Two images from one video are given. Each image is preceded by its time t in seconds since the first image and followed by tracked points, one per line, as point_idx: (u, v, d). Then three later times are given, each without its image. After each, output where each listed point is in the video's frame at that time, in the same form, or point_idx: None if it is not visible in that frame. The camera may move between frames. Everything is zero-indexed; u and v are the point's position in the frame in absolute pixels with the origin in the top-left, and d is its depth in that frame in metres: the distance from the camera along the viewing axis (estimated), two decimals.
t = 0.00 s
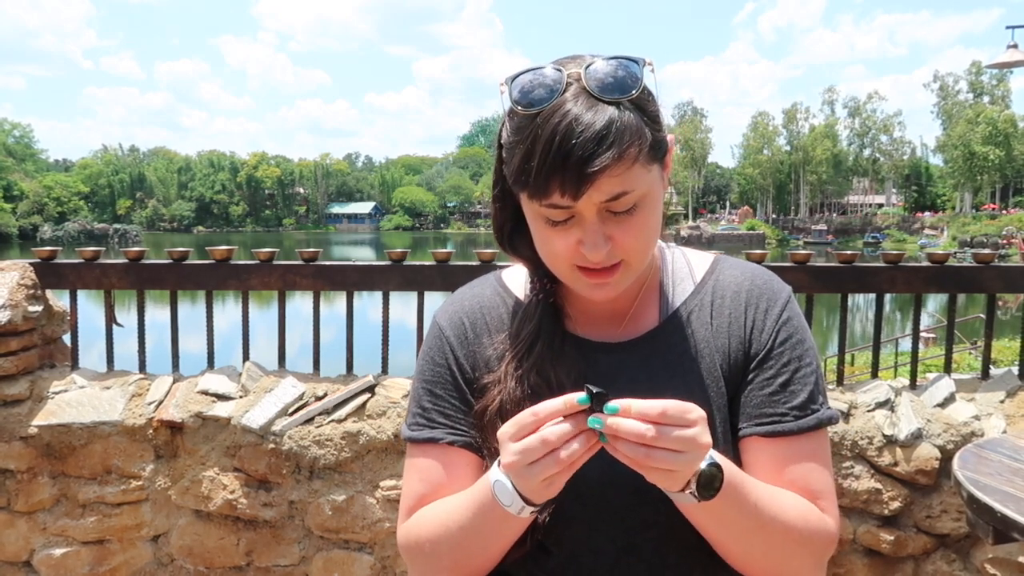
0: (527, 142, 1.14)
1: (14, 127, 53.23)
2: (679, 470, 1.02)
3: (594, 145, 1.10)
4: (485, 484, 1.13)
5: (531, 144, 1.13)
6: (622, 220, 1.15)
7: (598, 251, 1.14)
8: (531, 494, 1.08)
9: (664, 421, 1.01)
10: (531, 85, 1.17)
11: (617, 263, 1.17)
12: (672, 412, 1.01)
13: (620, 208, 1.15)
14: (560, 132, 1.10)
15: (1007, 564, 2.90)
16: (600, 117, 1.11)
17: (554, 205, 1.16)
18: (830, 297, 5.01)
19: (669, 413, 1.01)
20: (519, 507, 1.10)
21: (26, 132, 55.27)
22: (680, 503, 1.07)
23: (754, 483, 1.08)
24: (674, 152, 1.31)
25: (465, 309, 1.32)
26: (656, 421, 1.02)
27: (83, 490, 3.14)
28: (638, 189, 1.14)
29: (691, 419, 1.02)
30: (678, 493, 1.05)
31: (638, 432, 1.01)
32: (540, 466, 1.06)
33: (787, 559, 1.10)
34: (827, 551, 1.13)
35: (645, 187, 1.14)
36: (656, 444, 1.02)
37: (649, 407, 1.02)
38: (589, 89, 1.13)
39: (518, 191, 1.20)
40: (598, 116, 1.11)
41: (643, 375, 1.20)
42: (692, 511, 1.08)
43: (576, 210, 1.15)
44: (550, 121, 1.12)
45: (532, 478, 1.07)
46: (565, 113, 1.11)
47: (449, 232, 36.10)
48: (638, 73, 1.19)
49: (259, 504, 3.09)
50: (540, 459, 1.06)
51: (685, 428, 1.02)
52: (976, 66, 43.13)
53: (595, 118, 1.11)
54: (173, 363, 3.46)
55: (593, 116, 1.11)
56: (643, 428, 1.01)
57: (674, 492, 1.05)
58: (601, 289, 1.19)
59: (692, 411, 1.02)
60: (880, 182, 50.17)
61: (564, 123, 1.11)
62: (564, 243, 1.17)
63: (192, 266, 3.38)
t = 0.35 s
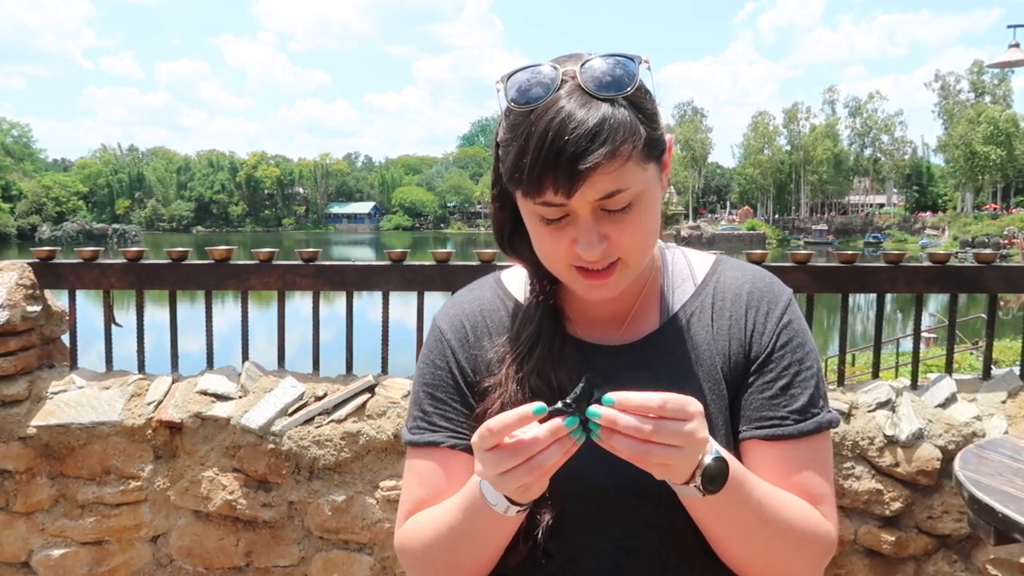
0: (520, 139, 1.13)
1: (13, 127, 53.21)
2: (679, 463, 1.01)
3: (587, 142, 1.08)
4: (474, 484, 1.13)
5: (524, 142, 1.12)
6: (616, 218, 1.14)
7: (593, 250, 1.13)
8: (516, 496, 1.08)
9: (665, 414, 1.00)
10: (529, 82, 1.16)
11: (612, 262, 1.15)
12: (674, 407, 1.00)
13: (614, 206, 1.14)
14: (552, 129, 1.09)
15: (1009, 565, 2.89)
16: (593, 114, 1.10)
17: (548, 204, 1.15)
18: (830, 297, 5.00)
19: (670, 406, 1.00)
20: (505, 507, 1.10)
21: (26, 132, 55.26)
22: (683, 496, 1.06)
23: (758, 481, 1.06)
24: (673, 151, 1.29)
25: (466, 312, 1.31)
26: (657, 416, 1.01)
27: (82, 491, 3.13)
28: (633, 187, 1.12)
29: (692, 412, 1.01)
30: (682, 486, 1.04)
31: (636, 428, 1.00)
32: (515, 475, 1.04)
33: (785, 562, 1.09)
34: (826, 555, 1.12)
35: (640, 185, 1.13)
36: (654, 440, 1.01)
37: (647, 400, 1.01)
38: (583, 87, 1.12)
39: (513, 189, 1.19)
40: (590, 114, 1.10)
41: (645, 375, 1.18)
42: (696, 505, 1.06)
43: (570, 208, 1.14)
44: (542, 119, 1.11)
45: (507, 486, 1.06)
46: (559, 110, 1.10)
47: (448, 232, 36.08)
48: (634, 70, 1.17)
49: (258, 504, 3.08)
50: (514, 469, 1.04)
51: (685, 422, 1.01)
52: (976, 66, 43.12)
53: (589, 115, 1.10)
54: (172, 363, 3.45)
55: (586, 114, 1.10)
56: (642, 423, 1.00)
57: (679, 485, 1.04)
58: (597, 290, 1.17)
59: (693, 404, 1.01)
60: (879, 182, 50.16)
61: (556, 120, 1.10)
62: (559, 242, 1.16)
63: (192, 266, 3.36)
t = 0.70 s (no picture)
0: (510, 142, 1.14)
1: (14, 127, 53.22)
2: (666, 478, 1.01)
3: (575, 144, 1.09)
4: (473, 483, 1.13)
5: (513, 145, 1.13)
6: (608, 219, 1.14)
7: (584, 252, 1.13)
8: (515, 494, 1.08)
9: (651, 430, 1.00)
10: (521, 85, 1.16)
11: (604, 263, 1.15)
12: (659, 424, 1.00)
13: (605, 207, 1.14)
14: (540, 131, 1.10)
15: (1008, 564, 2.89)
16: (582, 115, 1.10)
17: (538, 205, 1.15)
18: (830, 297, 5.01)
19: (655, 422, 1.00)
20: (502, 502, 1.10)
21: (26, 131, 55.27)
22: (680, 498, 1.06)
23: (755, 482, 1.06)
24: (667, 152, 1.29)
25: (463, 313, 1.32)
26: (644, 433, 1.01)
27: (82, 491, 3.13)
28: (622, 187, 1.12)
29: (680, 430, 1.01)
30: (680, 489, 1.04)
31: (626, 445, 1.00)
32: (506, 471, 1.05)
33: (784, 562, 1.10)
34: (823, 552, 1.12)
35: (630, 185, 1.13)
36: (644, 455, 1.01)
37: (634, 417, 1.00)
38: (573, 89, 1.12)
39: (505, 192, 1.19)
40: (579, 114, 1.10)
41: (643, 376, 1.19)
42: (691, 507, 1.07)
43: (561, 209, 1.14)
44: (530, 121, 1.11)
45: (501, 480, 1.06)
46: (547, 112, 1.10)
47: (449, 232, 36.09)
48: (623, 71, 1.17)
49: (258, 504, 3.08)
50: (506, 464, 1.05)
51: (674, 440, 1.00)
52: (976, 66, 43.13)
53: (577, 116, 1.10)
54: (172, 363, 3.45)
55: (574, 115, 1.10)
56: (630, 439, 1.00)
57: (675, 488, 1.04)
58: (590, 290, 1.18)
59: (680, 421, 1.01)
60: (879, 181, 50.18)
61: (545, 121, 1.10)
62: (550, 244, 1.17)
63: (192, 266, 3.37)
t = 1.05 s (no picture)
0: (506, 142, 1.15)
1: (13, 127, 53.24)
2: (668, 478, 1.01)
3: (568, 139, 1.10)
4: (468, 487, 1.14)
5: (508, 144, 1.14)
6: (603, 217, 1.15)
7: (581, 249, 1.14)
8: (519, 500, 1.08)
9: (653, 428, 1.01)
10: (515, 84, 1.17)
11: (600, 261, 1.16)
12: (661, 422, 1.01)
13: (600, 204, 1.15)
14: (532, 129, 1.11)
15: (1008, 565, 2.89)
16: (576, 113, 1.11)
17: (534, 203, 1.16)
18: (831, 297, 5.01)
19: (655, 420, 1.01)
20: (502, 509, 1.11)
21: (26, 131, 55.29)
22: (680, 498, 1.07)
23: (755, 479, 1.07)
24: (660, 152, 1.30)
25: (458, 315, 1.32)
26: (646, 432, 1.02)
27: (82, 491, 3.14)
28: (617, 185, 1.13)
29: (679, 427, 1.01)
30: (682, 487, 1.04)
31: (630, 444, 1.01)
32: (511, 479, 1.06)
33: (785, 556, 1.10)
34: (822, 543, 1.13)
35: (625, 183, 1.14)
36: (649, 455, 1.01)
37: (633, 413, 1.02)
38: (567, 88, 1.13)
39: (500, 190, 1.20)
40: (571, 112, 1.11)
41: (639, 375, 1.20)
42: (692, 506, 1.07)
43: (556, 207, 1.15)
44: (523, 121, 1.12)
45: (505, 488, 1.07)
46: (542, 110, 1.11)
47: (449, 232, 36.09)
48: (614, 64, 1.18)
49: (259, 504, 3.09)
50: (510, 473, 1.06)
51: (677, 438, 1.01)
52: (976, 66, 43.15)
53: (570, 113, 1.11)
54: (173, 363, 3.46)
55: (567, 114, 1.11)
56: (632, 439, 1.01)
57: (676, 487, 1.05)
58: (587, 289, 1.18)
59: (682, 419, 1.02)
60: (880, 181, 50.17)
61: (539, 120, 1.11)
62: (546, 243, 1.18)
63: (192, 266, 3.37)
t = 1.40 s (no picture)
0: (503, 96, 1.25)
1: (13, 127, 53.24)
2: (645, 457, 1.03)
3: (561, 81, 1.20)
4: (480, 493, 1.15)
5: (504, 96, 1.25)
6: (596, 160, 1.20)
7: (574, 185, 1.16)
8: (513, 491, 1.10)
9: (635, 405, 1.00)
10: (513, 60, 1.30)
11: (593, 205, 1.18)
12: (645, 399, 1.00)
13: (592, 149, 1.21)
14: (528, 77, 1.23)
15: (1007, 564, 2.84)
16: (567, 65, 1.23)
17: (528, 147, 1.22)
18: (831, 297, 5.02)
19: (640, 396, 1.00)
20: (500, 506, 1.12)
21: (26, 131, 55.29)
22: (656, 497, 1.08)
23: (729, 481, 1.08)
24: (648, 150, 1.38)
25: (452, 323, 1.34)
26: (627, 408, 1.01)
27: (83, 490, 3.15)
28: (608, 128, 1.20)
29: (661, 405, 1.01)
30: (652, 483, 1.06)
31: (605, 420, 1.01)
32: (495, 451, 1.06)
33: (771, 558, 1.10)
34: (816, 539, 1.13)
35: (615, 129, 1.21)
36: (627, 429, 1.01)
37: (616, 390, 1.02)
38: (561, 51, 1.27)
39: (496, 148, 1.28)
40: (560, 69, 1.23)
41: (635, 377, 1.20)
42: (670, 507, 1.07)
43: (550, 149, 1.21)
44: (519, 74, 1.24)
45: (492, 462, 1.07)
46: (536, 65, 1.24)
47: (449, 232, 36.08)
48: (602, 42, 1.30)
49: (259, 504, 3.09)
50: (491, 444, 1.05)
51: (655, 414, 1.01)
52: (976, 66, 43.14)
53: (562, 67, 1.23)
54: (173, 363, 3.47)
55: (561, 66, 1.23)
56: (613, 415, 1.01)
57: (648, 483, 1.06)
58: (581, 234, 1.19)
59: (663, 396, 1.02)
60: (880, 182, 50.16)
61: (533, 72, 1.23)
62: (539, 186, 1.21)
63: (193, 266, 3.38)
